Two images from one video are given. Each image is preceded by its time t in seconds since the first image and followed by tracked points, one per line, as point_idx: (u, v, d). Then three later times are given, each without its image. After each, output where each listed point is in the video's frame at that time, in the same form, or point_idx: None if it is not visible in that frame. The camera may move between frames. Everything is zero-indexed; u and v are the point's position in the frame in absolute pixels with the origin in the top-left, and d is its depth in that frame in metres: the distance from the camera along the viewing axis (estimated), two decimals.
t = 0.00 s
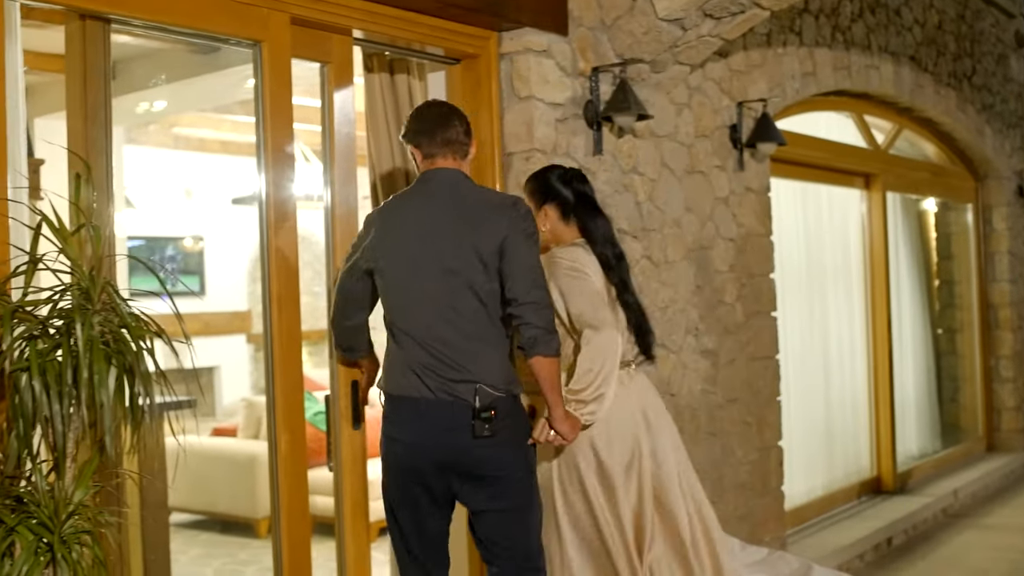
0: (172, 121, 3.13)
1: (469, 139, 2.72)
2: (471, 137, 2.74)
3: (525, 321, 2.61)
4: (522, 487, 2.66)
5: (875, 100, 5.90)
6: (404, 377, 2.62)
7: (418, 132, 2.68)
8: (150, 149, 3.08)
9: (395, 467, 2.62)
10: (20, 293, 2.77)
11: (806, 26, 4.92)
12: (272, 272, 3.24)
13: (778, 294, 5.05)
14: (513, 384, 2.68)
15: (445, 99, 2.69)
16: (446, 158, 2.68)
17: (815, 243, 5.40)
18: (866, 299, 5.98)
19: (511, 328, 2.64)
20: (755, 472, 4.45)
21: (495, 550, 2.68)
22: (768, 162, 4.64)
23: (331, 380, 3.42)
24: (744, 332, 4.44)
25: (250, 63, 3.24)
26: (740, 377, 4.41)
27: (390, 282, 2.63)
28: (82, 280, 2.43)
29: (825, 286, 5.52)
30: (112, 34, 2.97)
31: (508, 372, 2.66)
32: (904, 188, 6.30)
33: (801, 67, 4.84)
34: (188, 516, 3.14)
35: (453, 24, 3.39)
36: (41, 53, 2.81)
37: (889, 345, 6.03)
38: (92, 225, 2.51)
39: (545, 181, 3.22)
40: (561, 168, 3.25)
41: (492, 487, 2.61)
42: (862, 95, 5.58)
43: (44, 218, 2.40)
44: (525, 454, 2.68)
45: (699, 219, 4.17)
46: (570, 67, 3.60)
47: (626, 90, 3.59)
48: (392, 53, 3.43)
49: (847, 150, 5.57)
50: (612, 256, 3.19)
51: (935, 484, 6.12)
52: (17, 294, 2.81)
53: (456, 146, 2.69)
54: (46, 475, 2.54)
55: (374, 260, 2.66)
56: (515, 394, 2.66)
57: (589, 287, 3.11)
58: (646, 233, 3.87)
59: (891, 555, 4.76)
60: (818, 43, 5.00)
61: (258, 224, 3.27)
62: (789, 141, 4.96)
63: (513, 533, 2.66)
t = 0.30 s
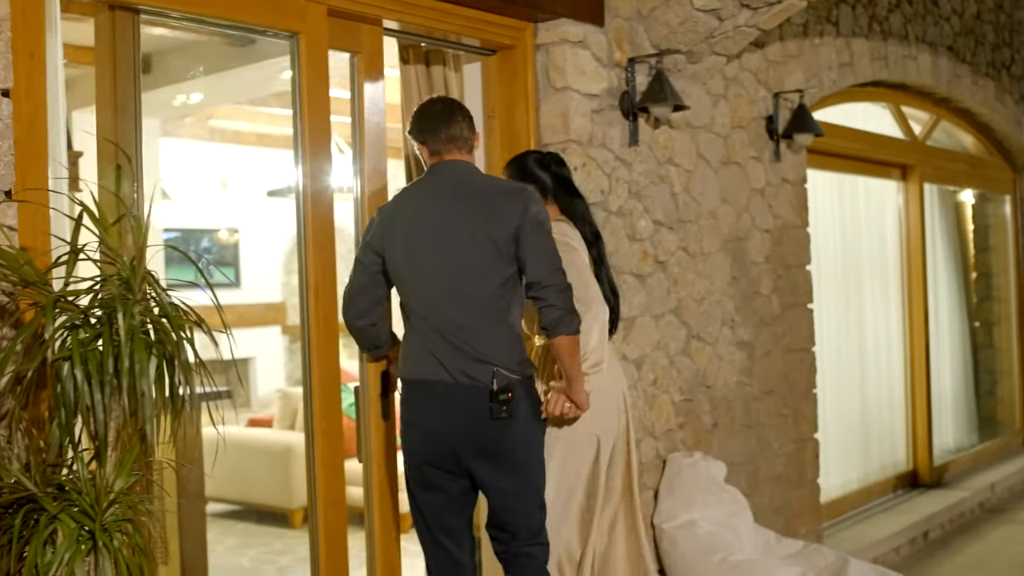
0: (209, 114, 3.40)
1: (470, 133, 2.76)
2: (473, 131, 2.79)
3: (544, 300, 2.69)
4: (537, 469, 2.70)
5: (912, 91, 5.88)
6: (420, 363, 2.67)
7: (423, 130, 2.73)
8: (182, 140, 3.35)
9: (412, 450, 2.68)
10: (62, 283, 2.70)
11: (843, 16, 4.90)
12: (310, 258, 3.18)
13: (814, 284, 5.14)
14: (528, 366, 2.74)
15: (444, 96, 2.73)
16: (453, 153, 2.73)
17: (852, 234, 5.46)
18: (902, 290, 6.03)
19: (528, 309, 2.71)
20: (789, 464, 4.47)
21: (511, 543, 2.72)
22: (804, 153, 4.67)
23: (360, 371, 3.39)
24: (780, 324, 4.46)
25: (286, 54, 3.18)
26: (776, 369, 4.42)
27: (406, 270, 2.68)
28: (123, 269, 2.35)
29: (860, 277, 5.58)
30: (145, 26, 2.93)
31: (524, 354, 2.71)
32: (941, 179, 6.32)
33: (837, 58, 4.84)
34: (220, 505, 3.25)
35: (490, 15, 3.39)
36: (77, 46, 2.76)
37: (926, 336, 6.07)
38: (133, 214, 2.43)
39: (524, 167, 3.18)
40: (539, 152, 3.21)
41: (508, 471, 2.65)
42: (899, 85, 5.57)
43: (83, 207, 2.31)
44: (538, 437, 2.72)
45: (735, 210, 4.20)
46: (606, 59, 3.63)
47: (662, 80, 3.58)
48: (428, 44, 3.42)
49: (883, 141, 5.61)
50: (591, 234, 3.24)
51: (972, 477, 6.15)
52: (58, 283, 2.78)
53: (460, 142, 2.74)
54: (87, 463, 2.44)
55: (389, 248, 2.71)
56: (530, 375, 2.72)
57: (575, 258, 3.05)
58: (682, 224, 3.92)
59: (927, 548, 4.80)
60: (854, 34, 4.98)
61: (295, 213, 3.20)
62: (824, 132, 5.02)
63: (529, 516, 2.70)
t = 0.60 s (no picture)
0: (227, 109, 3.18)
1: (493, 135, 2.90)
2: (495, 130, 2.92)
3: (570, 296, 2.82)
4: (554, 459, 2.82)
5: (935, 84, 5.85)
6: (443, 353, 2.79)
7: (447, 130, 2.87)
8: (203, 136, 3.12)
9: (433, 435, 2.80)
10: (84, 277, 2.68)
11: (864, 9, 4.87)
12: (329, 255, 3.21)
13: (835, 278, 5.16)
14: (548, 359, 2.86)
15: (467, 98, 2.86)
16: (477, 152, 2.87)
17: (872, 228, 5.48)
18: (922, 284, 6.04)
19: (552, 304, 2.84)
20: (810, 459, 4.47)
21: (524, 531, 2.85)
22: (824, 147, 4.66)
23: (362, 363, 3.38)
24: (800, 318, 4.46)
25: (307, 49, 3.23)
26: (797, 363, 4.42)
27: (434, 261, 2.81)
28: (144, 262, 2.32)
29: (881, 271, 5.59)
30: (166, 21, 2.94)
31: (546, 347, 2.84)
32: (961, 172, 6.32)
33: (858, 52, 4.82)
34: (243, 499, 3.24)
35: (511, 9, 3.39)
36: (94, 40, 2.76)
37: (947, 330, 6.08)
38: (155, 207, 2.38)
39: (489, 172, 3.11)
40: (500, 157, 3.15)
41: (527, 459, 2.76)
42: (921, 79, 5.54)
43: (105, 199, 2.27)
44: (556, 428, 2.84)
45: (755, 203, 4.20)
46: (626, 52, 3.63)
47: (682, 74, 3.58)
48: (448, 38, 3.43)
49: (904, 135, 5.61)
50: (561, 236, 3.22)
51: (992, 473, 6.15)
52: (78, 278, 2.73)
53: (482, 143, 2.87)
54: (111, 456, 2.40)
55: (417, 242, 2.83)
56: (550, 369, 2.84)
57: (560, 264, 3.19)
58: (703, 218, 3.92)
59: (946, 544, 4.86)
60: (876, 27, 4.96)
61: (314, 209, 3.23)
62: (845, 126, 5.03)
63: (545, 504, 2.81)
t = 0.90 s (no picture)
0: (247, 104, 3.07)
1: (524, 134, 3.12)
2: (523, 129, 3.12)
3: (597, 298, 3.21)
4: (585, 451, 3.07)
5: (957, 78, 5.82)
6: (493, 349, 2.96)
7: (483, 131, 3.07)
8: (223, 132, 3.04)
9: (476, 430, 2.92)
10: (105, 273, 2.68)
11: (886, 3, 4.84)
12: (350, 251, 3.26)
13: (856, 273, 5.14)
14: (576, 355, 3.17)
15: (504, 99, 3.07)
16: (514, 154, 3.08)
17: (893, 223, 5.46)
18: (944, 279, 6.01)
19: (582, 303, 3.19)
20: (830, 455, 4.45)
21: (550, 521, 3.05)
22: (845, 142, 4.65)
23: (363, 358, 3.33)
24: (821, 314, 4.45)
25: (327, 44, 3.25)
26: (818, 358, 4.40)
27: (487, 261, 2.97)
28: (166, 257, 2.32)
29: (903, 269, 5.57)
30: (188, 16, 2.94)
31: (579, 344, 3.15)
32: (983, 167, 6.29)
33: (880, 45, 4.80)
34: (265, 494, 3.13)
35: (530, 3, 3.40)
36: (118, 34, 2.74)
37: (969, 327, 6.06)
38: (177, 201, 2.38)
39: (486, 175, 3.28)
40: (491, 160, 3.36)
41: (567, 448, 3.01)
42: (943, 73, 5.51)
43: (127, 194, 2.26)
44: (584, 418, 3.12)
45: (776, 198, 4.18)
46: (647, 46, 3.62)
47: (703, 68, 3.58)
48: (468, 32, 3.43)
49: (925, 129, 5.58)
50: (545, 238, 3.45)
51: (1014, 471, 6.12)
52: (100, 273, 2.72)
53: (513, 145, 3.08)
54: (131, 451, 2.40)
55: (468, 242, 2.97)
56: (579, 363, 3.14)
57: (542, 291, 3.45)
58: (724, 213, 3.91)
59: (968, 542, 4.84)
60: (898, 21, 4.94)
61: (335, 203, 3.26)
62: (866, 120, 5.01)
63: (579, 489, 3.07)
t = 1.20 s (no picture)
0: (264, 102, 3.16)
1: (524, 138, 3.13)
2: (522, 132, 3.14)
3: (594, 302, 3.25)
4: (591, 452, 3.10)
5: (975, 78, 5.79)
6: (514, 350, 2.94)
7: (483, 136, 3.08)
8: (239, 130, 3.12)
9: (494, 429, 2.90)
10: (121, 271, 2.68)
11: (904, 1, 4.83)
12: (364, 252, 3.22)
13: (872, 271, 5.13)
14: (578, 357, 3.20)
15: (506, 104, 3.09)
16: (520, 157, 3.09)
17: (910, 222, 5.44)
18: (961, 280, 5.99)
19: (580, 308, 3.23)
20: (846, 456, 4.44)
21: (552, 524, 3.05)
22: (862, 141, 4.63)
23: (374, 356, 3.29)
24: (838, 314, 4.43)
25: (343, 43, 3.22)
26: (834, 359, 4.39)
27: (507, 259, 2.97)
28: (182, 256, 2.31)
29: (920, 269, 5.55)
30: (203, 14, 2.93)
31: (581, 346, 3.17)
32: (1001, 167, 6.26)
33: (898, 44, 4.78)
34: (279, 491, 3.18)
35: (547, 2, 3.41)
36: (132, 33, 2.72)
37: (986, 327, 6.03)
38: (192, 200, 2.38)
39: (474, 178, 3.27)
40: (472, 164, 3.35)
41: (578, 449, 3.04)
42: (961, 72, 5.49)
43: (143, 194, 2.26)
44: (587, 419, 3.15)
45: (793, 197, 4.17)
46: (663, 45, 3.62)
47: (720, 67, 3.57)
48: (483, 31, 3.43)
49: (942, 128, 5.56)
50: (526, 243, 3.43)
51: None
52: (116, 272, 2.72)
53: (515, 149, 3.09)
54: (148, 449, 2.39)
55: (489, 244, 2.96)
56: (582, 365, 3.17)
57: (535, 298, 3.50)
58: (740, 213, 3.90)
59: (984, 543, 4.82)
60: (916, 19, 4.92)
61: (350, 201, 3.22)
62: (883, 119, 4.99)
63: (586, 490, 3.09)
